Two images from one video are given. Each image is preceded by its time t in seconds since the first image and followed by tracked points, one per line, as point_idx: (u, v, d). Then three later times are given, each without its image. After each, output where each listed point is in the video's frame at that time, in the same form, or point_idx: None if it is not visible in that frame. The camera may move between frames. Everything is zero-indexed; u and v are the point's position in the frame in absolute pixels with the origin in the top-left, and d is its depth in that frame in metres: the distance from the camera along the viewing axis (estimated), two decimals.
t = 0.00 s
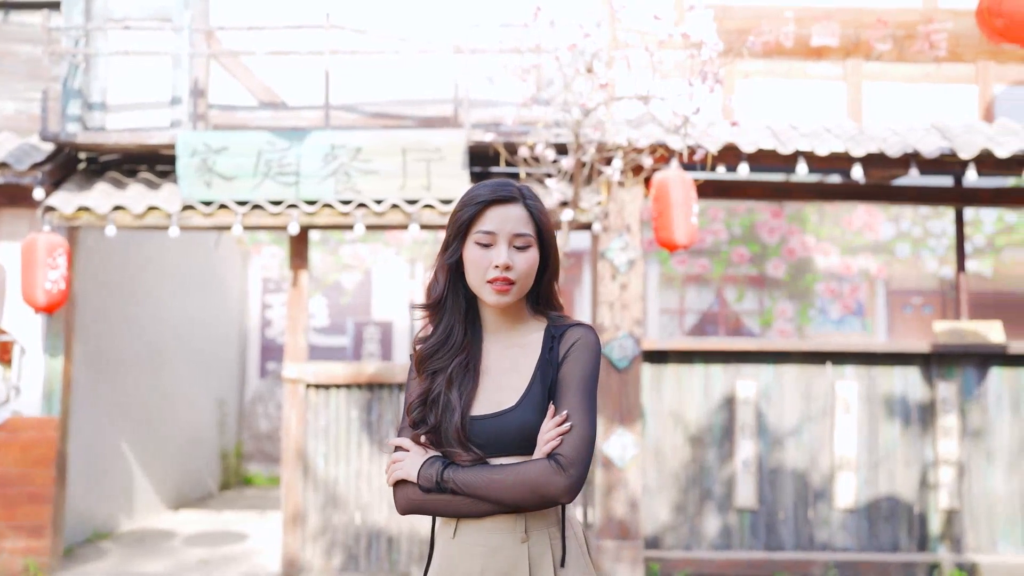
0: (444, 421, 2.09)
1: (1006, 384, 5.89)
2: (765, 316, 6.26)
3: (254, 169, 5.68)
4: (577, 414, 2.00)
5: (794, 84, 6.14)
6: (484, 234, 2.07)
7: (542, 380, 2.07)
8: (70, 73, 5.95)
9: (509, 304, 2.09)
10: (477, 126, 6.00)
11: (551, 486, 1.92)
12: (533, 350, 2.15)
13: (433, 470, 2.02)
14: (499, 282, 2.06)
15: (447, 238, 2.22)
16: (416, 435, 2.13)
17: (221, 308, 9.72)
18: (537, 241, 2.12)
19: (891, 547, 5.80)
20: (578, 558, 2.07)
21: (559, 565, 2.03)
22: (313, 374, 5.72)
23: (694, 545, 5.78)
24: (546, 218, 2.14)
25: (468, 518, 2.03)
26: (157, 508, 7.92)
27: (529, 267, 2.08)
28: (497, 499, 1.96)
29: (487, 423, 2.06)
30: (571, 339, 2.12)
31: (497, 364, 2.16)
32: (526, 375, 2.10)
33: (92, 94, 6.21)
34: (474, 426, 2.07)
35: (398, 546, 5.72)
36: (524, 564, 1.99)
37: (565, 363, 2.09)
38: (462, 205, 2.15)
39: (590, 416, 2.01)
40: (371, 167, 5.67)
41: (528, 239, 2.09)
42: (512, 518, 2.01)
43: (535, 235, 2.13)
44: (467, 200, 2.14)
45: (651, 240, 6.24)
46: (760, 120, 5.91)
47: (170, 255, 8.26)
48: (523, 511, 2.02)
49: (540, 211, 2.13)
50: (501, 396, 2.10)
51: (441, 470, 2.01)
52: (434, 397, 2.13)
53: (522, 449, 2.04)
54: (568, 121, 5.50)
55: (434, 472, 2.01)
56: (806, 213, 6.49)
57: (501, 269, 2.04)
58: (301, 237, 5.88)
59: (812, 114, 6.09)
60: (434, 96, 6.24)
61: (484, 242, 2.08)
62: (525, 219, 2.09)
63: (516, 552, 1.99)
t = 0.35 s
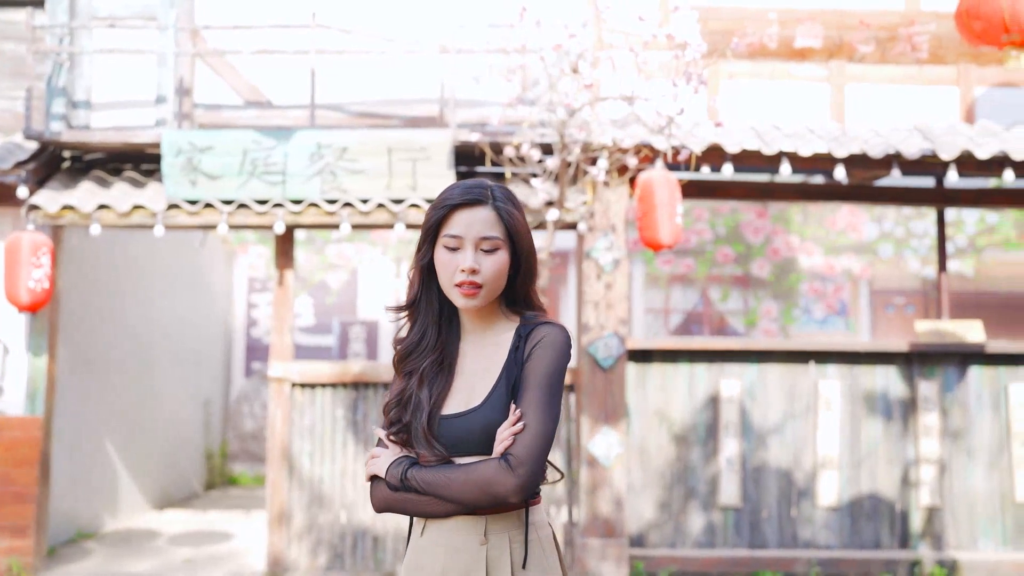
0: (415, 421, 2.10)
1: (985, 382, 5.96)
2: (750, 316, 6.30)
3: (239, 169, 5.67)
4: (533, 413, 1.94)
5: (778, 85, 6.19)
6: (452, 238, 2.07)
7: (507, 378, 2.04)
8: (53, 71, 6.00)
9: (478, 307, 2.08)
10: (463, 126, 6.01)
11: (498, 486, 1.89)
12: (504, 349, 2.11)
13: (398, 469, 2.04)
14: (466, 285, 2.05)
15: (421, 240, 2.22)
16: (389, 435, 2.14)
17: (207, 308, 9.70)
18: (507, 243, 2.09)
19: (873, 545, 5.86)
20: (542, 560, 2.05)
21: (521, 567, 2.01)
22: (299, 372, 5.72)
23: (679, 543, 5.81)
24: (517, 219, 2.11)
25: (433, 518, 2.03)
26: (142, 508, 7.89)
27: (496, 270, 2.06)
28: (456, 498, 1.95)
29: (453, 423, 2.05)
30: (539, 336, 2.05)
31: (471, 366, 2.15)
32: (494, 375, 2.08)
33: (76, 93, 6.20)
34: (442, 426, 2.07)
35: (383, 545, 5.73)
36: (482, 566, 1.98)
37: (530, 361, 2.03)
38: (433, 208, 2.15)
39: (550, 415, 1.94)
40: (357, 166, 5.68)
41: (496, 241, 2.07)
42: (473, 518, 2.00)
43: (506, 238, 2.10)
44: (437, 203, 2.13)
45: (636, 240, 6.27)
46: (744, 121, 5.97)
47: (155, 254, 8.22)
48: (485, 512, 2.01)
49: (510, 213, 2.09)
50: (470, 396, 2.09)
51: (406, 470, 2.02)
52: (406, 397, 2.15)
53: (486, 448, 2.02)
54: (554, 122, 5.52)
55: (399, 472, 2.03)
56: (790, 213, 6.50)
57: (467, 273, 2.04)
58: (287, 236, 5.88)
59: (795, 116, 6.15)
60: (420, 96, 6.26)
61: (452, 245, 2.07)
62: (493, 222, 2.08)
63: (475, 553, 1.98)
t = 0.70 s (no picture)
0: (383, 415, 2.08)
1: (969, 381, 6.01)
2: (736, 316, 6.33)
3: (227, 169, 5.66)
4: (488, 411, 1.87)
5: (764, 87, 6.23)
6: (421, 238, 2.02)
7: (471, 375, 1.98)
8: (38, 70, 5.92)
9: (449, 307, 2.04)
10: (451, 125, 6.01)
11: (446, 484, 1.85)
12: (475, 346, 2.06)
13: (361, 461, 1.99)
14: (435, 286, 2.01)
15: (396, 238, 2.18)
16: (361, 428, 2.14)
17: (193, 308, 9.67)
18: (479, 243, 2.03)
19: (858, 543, 5.90)
20: (503, 557, 1.98)
21: (481, 566, 1.95)
22: (286, 372, 5.71)
23: (665, 542, 5.84)
24: (489, 220, 2.03)
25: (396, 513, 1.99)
26: (128, 508, 7.88)
27: (466, 271, 2.01)
28: (412, 492, 1.90)
29: (419, 418, 2.02)
30: (505, 332, 1.97)
31: (443, 362, 2.12)
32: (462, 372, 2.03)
33: (62, 92, 6.13)
34: (409, 421, 2.04)
35: (371, 544, 5.74)
36: (440, 562, 1.94)
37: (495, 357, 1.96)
38: (405, 207, 2.09)
39: (505, 414, 1.86)
40: (344, 166, 5.67)
41: (466, 242, 2.01)
42: (433, 514, 1.96)
43: (477, 238, 2.03)
44: (409, 202, 2.08)
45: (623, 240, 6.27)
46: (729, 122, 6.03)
47: (140, 253, 8.18)
48: (446, 508, 1.96)
49: (482, 212, 2.02)
50: (439, 392, 2.06)
51: (368, 462, 1.98)
52: (379, 390, 2.14)
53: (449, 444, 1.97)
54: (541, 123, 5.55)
55: (362, 464, 1.98)
56: (776, 213, 6.48)
57: (435, 274, 1.99)
58: (274, 236, 5.87)
59: (781, 116, 6.19)
60: (407, 96, 6.26)
61: (422, 246, 2.03)
62: (463, 222, 2.01)
63: (433, 550, 1.94)
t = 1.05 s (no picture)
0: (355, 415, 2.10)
1: (951, 381, 6.07)
2: (722, 316, 6.37)
3: (213, 168, 5.65)
4: (445, 410, 1.86)
5: (749, 88, 6.28)
6: (391, 240, 2.03)
7: (436, 374, 1.98)
8: (24, 69, 5.95)
9: (420, 308, 2.05)
10: (438, 126, 6.02)
11: (400, 482, 1.85)
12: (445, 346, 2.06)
13: (330, 459, 2.01)
14: (405, 288, 2.02)
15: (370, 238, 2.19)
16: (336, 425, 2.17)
17: (180, 308, 9.65)
18: (449, 245, 2.03)
19: (842, 542, 5.95)
20: (466, 557, 1.98)
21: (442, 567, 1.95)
22: (273, 372, 5.70)
23: (651, 541, 5.87)
24: (459, 221, 2.03)
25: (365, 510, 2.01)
26: (113, 509, 7.85)
27: (435, 273, 2.02)
28: (374, 491, 1.91)
29: (387, 416, 2.03)
30: (471, 331, 1.97)
31: (415, 361, 2.12)
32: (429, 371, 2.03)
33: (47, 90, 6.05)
34: (378, 419, 2.05)
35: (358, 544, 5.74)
36: (402, 560, 1.95)
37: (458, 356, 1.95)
38: (377, 208, 2.10)
39: (463, 413, 1.86)
40: (331, 166, 5.67)
41: (434, 244, 2.02)
42: (398, 513, 1.98)
43: (447, 240, 2.03)
44: (380, 203, 2.08)
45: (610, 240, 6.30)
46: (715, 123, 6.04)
47: (126, 253, 8.15)
48: (410, 506, 1.97)
49: (451, 215, 2.02)
50: (408, 391, 2.06)
51: (335, 460, 1.99)
52: (353, 389, 2.17)
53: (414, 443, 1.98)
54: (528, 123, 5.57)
55: (330, 462, 2.00)
56: (762, 213, 6.57)
57: (404, 276, 2.01)
58: (261, 236, 5.86)
59: (766, 118, 6.23)
60: (394, 97, 6.27)
61: (393, 248, 2.04)
62: (431, 224, 2.02)
63: (396, 548, 1.96)
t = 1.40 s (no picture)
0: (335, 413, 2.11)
1: (939, 382, 6.11)
2: (712, 316, 6.40)
3: (204, 168, 5.64)
4: (419, 412, 1.87)
5: (739, 90, 6.33)
6: (369, 244, 2.05)
7: (412, 375, 1.99)
8: (13, 69, 5.91)
9: (400, 310, 2.07)
10: (429, 126, 6.03)
11: (370, 482, 1.86)
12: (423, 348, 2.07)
13: (308, 458, 2.02)
14: (384, 291, 2.04)
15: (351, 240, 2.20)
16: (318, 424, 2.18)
17: (170, 308, 9.62)
18: (427, 248, 2.04)
19: (831, 541, 5.98)
20: (437, 560, 1.98)
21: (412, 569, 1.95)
22: (264, 372, 5.70)
23: (642, 540, 5.89)
24: (437, 225, 2.03)
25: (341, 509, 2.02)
26: (103, 510, 7.83)
27: (413, 276, 2.03)
28: (348, 490, 1.91)
29: (364, 416, 2.03)
30: (449, 333, 1.98)
31: (394, 362, 2.13)
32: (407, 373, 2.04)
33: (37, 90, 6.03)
34: (356, 419, 2.05)
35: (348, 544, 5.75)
36: (374, 561, 1.96)
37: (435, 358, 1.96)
38: (356, 212, 2.12)
39: (435, 415, 1.87)
40: (322, 166, 5.67)
41: (412, 247, 2.03)
42: (373, 513, 1.99)
43: (425, 243, 2.04)
44: (358, 206, 2.10)
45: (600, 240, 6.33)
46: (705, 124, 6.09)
47: (117, 253, 8.13)
48: (384, 507, 1.99)
49: (428, 218, 2.03)
50: (386, 392, 2.07)
51: (312, 460, 2.00)
52: (335, 389, 2.18)
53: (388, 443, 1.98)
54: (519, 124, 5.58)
55: (308, 461, 2.01)
56: (752, 214, 6.60)
57: (382, 280, 2.02)
58: (253, 236, 5.86)
59: (755, 119, 6.29)
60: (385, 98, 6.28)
61: (372, 251, 2.06)
62: (408, 228, 2.03)
63: (368, 548, 1.97)
